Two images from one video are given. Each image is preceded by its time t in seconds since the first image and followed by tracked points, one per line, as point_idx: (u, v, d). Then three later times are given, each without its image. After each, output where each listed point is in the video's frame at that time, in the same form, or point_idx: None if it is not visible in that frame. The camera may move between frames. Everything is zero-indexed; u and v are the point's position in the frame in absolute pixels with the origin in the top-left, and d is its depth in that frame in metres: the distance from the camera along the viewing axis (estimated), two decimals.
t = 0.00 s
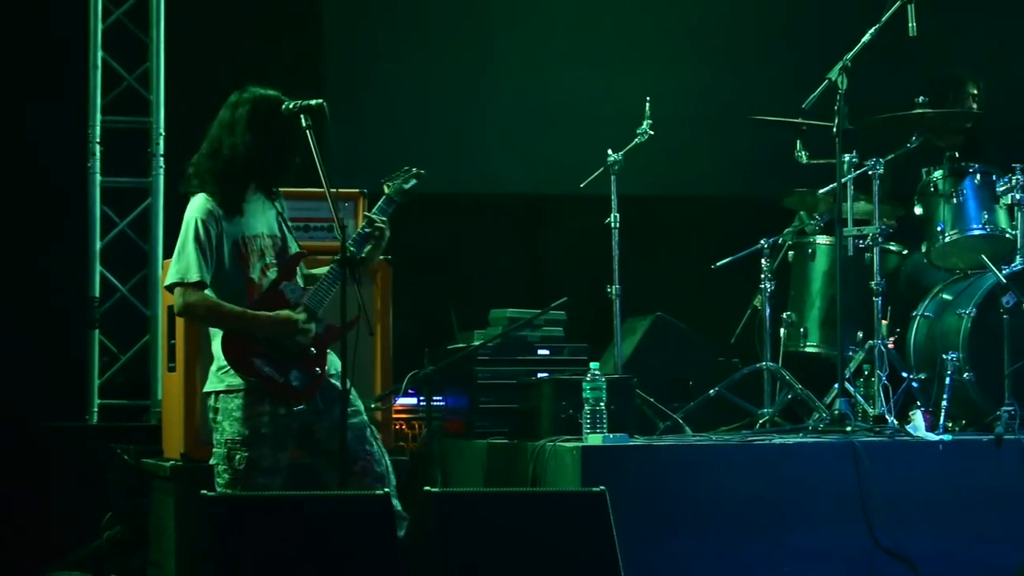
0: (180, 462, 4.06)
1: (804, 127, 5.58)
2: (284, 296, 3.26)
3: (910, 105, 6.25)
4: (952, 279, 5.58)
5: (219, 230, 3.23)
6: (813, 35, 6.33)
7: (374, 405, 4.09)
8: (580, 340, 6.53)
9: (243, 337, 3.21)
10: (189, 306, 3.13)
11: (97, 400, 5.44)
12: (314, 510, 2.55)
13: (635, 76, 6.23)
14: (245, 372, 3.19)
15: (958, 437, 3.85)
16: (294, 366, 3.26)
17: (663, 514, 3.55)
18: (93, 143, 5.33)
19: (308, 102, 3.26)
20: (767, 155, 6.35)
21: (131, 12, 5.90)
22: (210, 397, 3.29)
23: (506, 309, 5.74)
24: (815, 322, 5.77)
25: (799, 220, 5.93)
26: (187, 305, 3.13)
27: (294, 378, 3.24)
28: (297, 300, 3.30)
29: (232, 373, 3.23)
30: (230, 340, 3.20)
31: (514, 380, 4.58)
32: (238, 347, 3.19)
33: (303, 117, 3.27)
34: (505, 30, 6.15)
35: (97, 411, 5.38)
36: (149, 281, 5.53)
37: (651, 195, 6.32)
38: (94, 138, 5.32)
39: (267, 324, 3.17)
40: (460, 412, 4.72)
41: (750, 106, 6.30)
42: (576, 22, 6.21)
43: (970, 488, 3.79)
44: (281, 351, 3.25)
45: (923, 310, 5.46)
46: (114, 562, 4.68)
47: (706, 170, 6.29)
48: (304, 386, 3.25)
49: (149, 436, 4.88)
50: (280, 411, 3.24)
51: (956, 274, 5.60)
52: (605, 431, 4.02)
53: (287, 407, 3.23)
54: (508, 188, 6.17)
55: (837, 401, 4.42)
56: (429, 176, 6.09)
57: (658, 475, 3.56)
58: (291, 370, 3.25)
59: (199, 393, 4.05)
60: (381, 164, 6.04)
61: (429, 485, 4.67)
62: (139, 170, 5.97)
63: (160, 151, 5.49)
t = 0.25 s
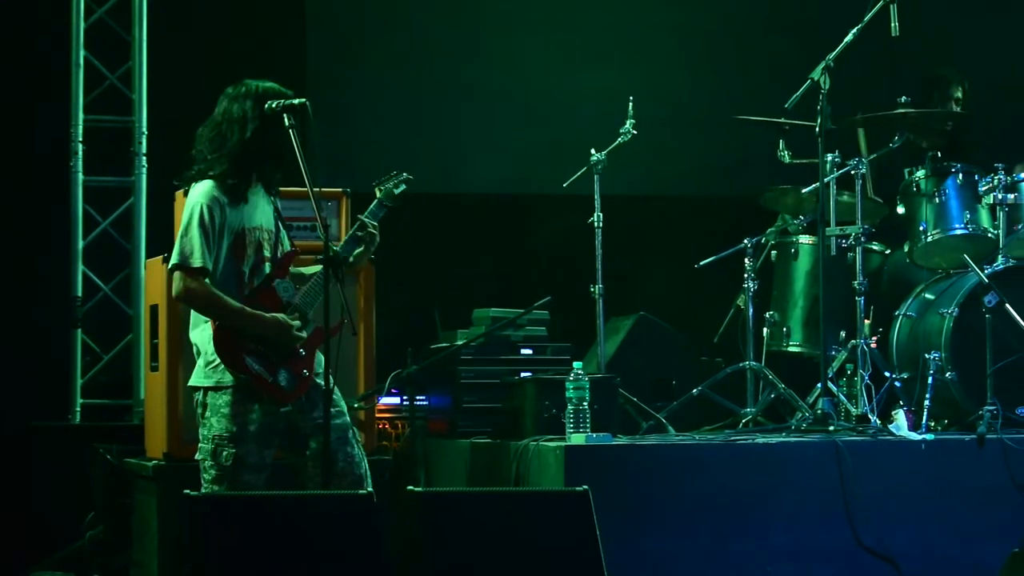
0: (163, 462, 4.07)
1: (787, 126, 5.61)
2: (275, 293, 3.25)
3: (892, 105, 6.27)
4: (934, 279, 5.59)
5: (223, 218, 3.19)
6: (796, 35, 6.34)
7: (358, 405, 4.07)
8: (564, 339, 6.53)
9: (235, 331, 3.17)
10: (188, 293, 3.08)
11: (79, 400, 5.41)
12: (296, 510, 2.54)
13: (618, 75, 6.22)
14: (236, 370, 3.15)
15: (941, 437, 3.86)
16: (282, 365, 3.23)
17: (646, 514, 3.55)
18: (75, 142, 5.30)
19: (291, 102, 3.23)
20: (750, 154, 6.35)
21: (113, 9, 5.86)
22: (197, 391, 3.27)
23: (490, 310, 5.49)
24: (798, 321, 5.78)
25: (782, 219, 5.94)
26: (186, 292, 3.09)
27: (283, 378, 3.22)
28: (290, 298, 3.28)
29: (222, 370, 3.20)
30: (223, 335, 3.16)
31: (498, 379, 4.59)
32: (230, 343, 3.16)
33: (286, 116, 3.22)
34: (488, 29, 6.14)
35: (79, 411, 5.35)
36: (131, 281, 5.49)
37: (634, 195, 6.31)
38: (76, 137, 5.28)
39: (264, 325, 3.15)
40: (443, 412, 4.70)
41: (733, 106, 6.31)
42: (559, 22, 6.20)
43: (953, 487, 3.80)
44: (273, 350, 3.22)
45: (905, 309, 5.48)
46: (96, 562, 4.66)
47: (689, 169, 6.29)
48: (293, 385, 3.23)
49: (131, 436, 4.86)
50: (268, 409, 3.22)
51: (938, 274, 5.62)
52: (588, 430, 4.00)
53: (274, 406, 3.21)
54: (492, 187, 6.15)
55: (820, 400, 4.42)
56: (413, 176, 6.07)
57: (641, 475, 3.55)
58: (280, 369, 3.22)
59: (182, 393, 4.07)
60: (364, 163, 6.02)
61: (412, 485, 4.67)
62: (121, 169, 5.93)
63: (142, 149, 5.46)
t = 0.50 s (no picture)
0: (152, 462, 4.10)
1: (775, 127, 5.62)
2: (299, 302, 3.27)
3: (880, 105, 6.29)
4: (920, 279, 5.57)
5: (255, 218, 3.20)
6: (784, 35, 6.35)
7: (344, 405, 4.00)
8: (552, 339, 6.52)
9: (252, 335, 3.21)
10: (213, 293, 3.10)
11: (67, 400, 5.39)
12: (289, 511, 2.52)
13: (606, 75, 6.22)
14: (251, 373, 3.18)
15: (928, 437, 3.87)
16: (296, 374, 3.25)
17: (634, 512, 3.55)
18: (64, 141, 5.28)
19: (277, 100, 3.26)
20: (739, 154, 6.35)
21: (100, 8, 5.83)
22: (212, 390, 3.28)
23: (477, 310, 5.43)
24: (786, 322, 5.79)
25: (770, 219, 5.95)
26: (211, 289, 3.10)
27: (296, 388, 3.23)
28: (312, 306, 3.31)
29: (238, 373, 3.21)
30: (242, 335, 3.19)
31: (487, 379, 4.56)
32: (246, 346, 3.19)
33: (273, 115, 3.24)
34: (476, 28, 6.13)
35: (67, 411, 5.33)
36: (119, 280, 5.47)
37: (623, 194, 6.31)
38: (65, 137, 5.26)
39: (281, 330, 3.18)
40: (432, 412, 4.68)
41: (721, 105, 6.30)
42: (547, 22, 6.19)
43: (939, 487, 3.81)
44: (288, 356, 3.24)
45: (894, 309, 5.47)
46: (84, 563, 4.63)
47: (678, 169, 6.29)
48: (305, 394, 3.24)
49: (119, 436, 4.85)
50: (281, 414, 3.23)
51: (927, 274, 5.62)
52: (576, 431, 3.99)
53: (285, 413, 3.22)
54: (480, 187, 6.14)
55: (808, 400, 4.43)
56: (400, 175, 6.05)
57: (630, 475, 3.55)
58: (292, 377, 3.23)
59: (170, 392, 4.10)
60: (351, 163, 6.00)
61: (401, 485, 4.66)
62: (109, 169, 5.89)
63: (131, 149, 5.44)
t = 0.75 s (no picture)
0: (138, 462, 4.08)
1: (762, 127, 5.62)
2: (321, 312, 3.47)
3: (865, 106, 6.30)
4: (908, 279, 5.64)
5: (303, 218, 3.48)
6: (771, 35, 6.36)
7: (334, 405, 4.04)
8: (539, 339, 6.52)
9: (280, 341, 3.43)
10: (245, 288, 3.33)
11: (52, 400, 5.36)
12: (275, 512, 2.51)
13: (593, 74, 6.21)
14: (269, 379, 3.40)
15: (914, 436, 3.88)
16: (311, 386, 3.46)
17: (621, 511, 3.54)
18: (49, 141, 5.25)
19: (264, 100, 3.25)
20: (726, 154, 6.36)
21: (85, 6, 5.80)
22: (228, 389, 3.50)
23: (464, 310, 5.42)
24: (772, 322, 5.79)
25: (757, 219, 5.96)
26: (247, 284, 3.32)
27: (308, 399, 3.45)
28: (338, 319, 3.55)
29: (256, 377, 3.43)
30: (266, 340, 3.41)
31: (473, 379, 4.56)
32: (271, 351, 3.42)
33: (259, 114, 3.25)
34: (463, 27, 6.12)
35: (53, 411, 5.31)
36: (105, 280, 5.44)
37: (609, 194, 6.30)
38: (49, 136, 5.24)
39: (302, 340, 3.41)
40: (418, 412, 4.67)
41: (708, 106, 6.31)
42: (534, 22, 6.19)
43: (925, 487, 3.82)
44: (307, 366, 3.46)
45: (880, 309, 5.50)
46: (69, 564, 4.61)
47: (665, 169, 6.29)
48: (317, 406, 3.46)
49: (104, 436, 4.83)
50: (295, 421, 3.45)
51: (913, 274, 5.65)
52: (564, 431, 4.00)
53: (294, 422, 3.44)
54: (468, 187, 6.14)
55: (794, 401, 4.43)
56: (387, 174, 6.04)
57: (617, 475, 3.54)
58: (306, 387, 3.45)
59: (156, 392, 4.08)
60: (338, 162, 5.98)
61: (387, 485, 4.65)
62: (95, 170, 5.86)
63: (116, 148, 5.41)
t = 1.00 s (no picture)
0: (124, 462, 4.06)
1: (749, 127, 5.63)
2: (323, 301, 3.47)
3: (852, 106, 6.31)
4: (895, 279, 5.65)
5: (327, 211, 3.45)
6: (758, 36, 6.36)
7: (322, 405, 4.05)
8: (527, 339, 6.52)
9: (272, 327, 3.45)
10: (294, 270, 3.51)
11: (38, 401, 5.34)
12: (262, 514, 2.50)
13: (581, 74, 6.21)
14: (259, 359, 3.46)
15: (901, 437, 3.88)
16: (297, 372, 3.47)
17: (608, 511, 3.54)
18: (35, 141, 5.22)
19: (254, 100, 3.24)
20: (713, 155, 6.36)
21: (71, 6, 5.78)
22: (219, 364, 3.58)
23: (452, 310, 5.42)
24: (760, 322, 5.80)
25: (744, 219, 5.97)
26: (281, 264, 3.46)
27: (292, 384, 3.47)
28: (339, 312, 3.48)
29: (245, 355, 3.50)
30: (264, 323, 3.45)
31: (460, 379, 4.55)
32: (263, 336, 3.45)
33: (247, 114, 3.22)
34: (450, 28, 6.11)
35: (39, 412, 5.28)
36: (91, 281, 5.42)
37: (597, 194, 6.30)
38: (35, 136, 5.21)
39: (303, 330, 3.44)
40: (405, 412, 4.67)
41: (695, 106, 6.31)
42: (521, 22, 6.18)
43: (912, 487, 3.83)
44: (298, 354, 3.45)
45: (867, 310, 5.51)
46: (55, 565, 4.59)
47: (653, 169, 6.29)
48: (300, 395, 3.48)
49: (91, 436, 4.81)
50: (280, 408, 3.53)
51: (899, 276, 5.65)
52: (551, 431, 3.99)
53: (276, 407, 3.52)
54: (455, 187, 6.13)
55: (782, 400, 4.44)
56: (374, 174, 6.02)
57: (604, 475, 3.54)
58: (292, 375, 3.47)
59: (143, 393, 4.06)
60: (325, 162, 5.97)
61: (375, 485, 4.64)
62: (82, 170, 5.83)
63: (102, 148, 5.39)
